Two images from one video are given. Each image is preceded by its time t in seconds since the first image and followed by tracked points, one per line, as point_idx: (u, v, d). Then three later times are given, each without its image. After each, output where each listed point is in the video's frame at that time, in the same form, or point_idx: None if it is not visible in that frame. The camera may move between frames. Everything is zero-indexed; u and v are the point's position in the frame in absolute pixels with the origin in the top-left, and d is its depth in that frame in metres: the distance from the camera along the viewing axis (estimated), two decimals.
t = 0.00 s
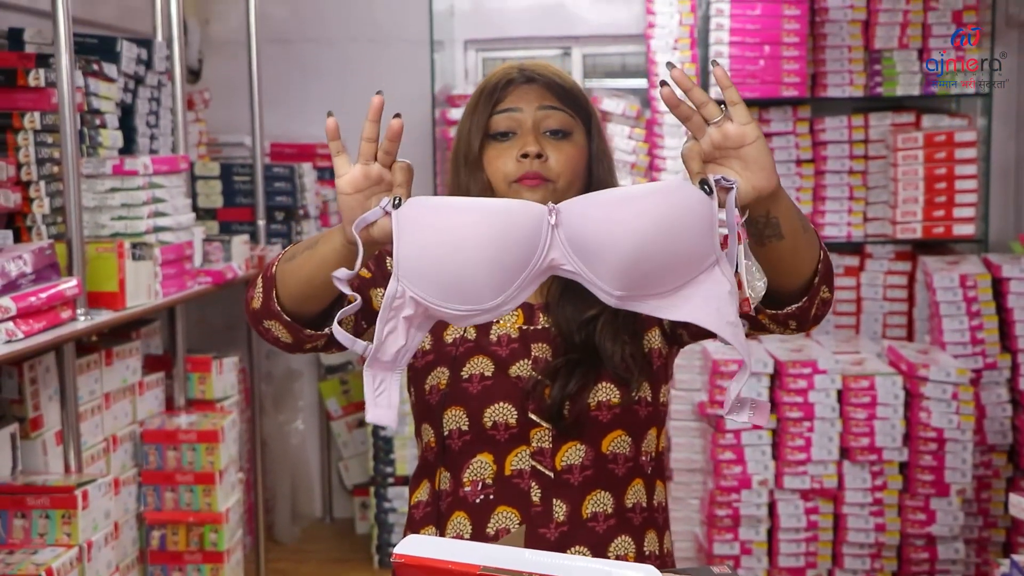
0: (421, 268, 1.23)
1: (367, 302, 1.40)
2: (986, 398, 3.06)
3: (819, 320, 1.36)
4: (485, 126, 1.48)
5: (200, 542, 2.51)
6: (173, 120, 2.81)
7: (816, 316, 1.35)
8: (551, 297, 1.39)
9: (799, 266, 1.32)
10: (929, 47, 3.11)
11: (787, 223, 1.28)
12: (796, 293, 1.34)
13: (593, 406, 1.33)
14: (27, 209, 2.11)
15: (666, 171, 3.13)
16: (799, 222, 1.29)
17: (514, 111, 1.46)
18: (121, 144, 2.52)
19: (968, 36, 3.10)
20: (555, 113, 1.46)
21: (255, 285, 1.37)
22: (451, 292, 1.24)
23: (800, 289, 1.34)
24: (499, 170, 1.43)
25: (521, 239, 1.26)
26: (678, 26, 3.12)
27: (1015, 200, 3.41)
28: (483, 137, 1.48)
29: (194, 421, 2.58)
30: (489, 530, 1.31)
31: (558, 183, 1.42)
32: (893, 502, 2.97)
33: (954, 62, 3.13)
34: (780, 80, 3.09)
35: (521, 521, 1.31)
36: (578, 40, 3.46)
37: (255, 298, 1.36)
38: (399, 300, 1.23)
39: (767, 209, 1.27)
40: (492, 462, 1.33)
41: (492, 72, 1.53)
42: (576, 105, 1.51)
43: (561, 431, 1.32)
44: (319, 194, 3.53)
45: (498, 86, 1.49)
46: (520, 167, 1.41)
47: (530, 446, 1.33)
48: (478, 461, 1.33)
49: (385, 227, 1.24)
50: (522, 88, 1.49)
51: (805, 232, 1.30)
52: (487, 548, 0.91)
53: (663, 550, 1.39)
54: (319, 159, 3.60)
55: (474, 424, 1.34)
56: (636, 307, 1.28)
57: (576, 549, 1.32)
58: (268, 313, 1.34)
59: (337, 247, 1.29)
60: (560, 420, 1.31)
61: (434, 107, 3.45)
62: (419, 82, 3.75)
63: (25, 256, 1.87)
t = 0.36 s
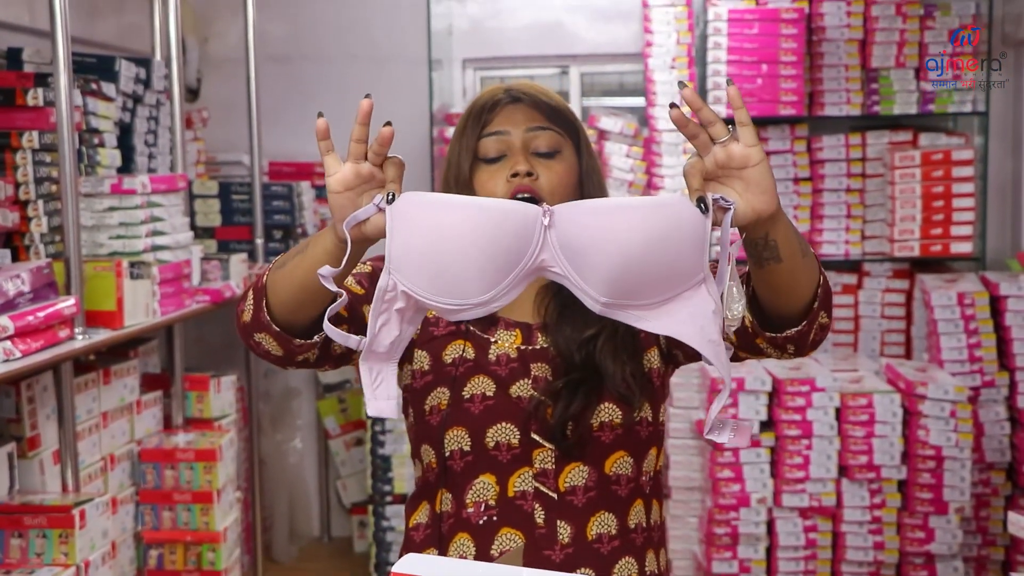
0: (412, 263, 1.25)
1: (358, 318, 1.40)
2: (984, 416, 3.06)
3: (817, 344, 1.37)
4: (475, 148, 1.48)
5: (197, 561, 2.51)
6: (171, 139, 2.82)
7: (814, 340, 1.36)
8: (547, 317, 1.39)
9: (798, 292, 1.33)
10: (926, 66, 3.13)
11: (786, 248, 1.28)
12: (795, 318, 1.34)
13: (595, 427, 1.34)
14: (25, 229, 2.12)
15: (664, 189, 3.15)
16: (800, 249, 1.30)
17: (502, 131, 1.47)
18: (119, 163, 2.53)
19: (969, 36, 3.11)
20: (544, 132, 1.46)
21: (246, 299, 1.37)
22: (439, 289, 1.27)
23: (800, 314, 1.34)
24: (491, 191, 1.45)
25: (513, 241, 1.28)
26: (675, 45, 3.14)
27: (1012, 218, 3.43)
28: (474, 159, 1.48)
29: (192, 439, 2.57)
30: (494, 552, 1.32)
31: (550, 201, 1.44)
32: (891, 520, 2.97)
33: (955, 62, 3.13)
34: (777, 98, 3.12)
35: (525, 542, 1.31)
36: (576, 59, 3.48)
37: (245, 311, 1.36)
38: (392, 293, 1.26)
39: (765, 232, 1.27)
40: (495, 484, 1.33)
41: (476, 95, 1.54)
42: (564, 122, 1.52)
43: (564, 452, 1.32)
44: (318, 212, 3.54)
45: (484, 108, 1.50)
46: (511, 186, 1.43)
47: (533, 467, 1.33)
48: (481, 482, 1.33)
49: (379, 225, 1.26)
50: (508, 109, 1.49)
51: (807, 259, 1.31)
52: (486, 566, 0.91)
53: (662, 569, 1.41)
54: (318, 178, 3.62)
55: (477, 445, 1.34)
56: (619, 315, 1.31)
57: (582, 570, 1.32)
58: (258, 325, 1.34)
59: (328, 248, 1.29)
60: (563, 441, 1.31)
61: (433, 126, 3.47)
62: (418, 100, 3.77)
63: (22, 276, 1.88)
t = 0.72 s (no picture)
0: (472, 279, 1.07)
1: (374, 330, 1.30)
2: (978, 423, 3.06)
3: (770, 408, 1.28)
4: (468, 153, 1.37)
5: (192, 568, 2.50)
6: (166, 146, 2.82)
7: (767, 408, 1.27)
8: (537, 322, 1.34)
9: (743, 365, 1.23)
10: (920, 73, 3.15)
11: (724, 337, 1.19)
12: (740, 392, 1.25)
13: (591, 431, 1.29)
14: (19, 236, 2.12)
15: (658, 196, 3.18)
16: (736, 337, 1.20)
17: (498, 138, 1.34)
18: (114, 169, 2.53)
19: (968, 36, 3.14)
20: (539, 140, 1.34)
21: (273, 314, 1.24)
22: (476, 315, 1.08)
23: (746, 386, 1.24)
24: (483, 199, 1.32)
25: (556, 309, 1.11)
26: (670, 52, 3.15)
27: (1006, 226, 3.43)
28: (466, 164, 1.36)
29: (187, 446, 2.57)
30: (491, 557, 1.26)
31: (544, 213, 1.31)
32: (886, 527, 2.97)
33: (954, 62, 3.14)
34: (771, 105, 3.13)
35: (524, 546, 1.26)
36: (571, 66, 3.49)
37: (273, 329, 1.23)
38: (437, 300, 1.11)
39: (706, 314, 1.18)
40: (492, 488, 1.27)
41: (471, 99, 1.42)
42: (563, 134, 1.40)
43: (561, 455, 1.28)
44: (313, 219, 3.54)
45: (479, 113, 1.38)
46: (505, 195, 1.30)
47: (529, 471, 1.27)
48: (477, 487, 1.27)
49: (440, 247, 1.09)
50: (504, 115, 1.37)
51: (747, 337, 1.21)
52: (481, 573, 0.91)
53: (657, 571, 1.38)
54: (313, 184, 3.63)
55: (473, 450, 1.28)
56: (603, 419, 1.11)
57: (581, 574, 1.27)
58: (288, 343, 1.22)
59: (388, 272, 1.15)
60: (559, 444, 1.27)
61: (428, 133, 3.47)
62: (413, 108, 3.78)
63: (16, 282, 1.88)
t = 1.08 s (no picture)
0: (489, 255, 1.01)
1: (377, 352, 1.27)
2: (971, 417, 3.08)
3: (710, 433, 1.16)
4: (464, 147, 1.34)
5: (185, 564, 2.51)
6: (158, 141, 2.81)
7: (705, 435, 1.15)
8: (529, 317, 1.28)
9: (660, 396, 1.11)
10: (914, 69, 3.15)
11: (625, 377, 1.08)
12: (659, 424, 1.13)
13: (586, 431, 1.22)
14: (11, 231, 2.11)
15: (652, 191, 3.18)
16: (638, 370, 1.08)
17: (495, 127, 1.31)
18: (106, 165, 2.52)
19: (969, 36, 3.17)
20: (537, 129, 1.30)
21: (285, 373, 1.16)
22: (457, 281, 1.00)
23: (665, 417, 1.12)
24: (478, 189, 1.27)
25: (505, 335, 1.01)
26: (663, 48, 3.15)
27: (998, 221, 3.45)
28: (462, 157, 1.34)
29: (180, 442, 2.57)
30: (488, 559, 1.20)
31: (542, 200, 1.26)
32: (879, 521, 2.98)
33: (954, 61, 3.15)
34: (765, 101, 3.13)
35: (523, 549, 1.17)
36: (564, 61, 3.49)
37: (286, 389, 1.15)
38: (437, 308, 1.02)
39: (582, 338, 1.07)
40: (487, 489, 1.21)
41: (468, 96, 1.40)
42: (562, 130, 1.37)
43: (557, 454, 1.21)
44: (306, 215, 3.53)
45: (476, 107, 1.36)
46: (501, 184, 1.25)
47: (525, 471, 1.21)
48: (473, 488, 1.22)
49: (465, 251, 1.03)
50: (500, 105, 1.34)
51: (659, 367, 1.10)
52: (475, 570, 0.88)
53: None
54: (306, 180, 3.63)
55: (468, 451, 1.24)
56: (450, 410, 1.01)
57: None
58: (307, 404, 1.14)
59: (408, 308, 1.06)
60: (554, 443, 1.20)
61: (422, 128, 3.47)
62: (406, 103, 3.77)
63: (9, 278, 1.87)
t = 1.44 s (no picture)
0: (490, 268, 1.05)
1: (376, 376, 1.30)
2: (965, 414, 3.09)
3: (698, 460, 1.18)
4: (463, 136, 1.35)
5: (180, 561, 2.50)
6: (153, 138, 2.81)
7: (692, 463, 1.17)
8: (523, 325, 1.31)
9: (643, 430, 1.12)
10: (908, 66, 3.15)
11: (604, 409, 1.10)
12: (644, 457, 1.14)
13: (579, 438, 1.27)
14: (5, 228, 2.10)
15: (647, 187, 3.18)
16: (617, 403, 1.10)
17: (495, 118, 1.32)
18: (100, 162, 2.52)
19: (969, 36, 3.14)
20: (537, 122, 1.31)
21: (299, 443, 1.19)
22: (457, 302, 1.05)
23: (650, 450, 1.14)
24: (475, 180, 1.27)
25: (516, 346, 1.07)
26: (658, 45, 3.15)
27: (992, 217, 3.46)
28: (460, 147, 1.35)
29: (174, 439, 2.56)
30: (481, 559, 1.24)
31: (536, 190, 1.25)
32: (873, 518, 2.99)
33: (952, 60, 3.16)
34: (759, 98, 3.13)
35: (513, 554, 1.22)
36: (559, 58, 3.50)
37: (303, 456, 1.18)
38: (432, 366, 1.07)
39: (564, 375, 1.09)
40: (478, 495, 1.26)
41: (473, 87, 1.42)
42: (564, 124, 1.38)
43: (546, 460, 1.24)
44: (301, 212, 3.53)
45: (479, 97, 1.37)
46: (497, 175, 1.26)
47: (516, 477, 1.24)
48: (464, 493, 1.26)
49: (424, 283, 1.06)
50: (503, 97, 1.35)
51: (637, 399, 1.11)
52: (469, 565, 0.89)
53: None
54: (300, 177, 3.61)
55: (458, 457, 1.26)
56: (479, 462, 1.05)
57: None
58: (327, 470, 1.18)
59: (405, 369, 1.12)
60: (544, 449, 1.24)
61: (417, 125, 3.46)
62: (401, 100, 3.77)
63: (3, 275, 1.86)
